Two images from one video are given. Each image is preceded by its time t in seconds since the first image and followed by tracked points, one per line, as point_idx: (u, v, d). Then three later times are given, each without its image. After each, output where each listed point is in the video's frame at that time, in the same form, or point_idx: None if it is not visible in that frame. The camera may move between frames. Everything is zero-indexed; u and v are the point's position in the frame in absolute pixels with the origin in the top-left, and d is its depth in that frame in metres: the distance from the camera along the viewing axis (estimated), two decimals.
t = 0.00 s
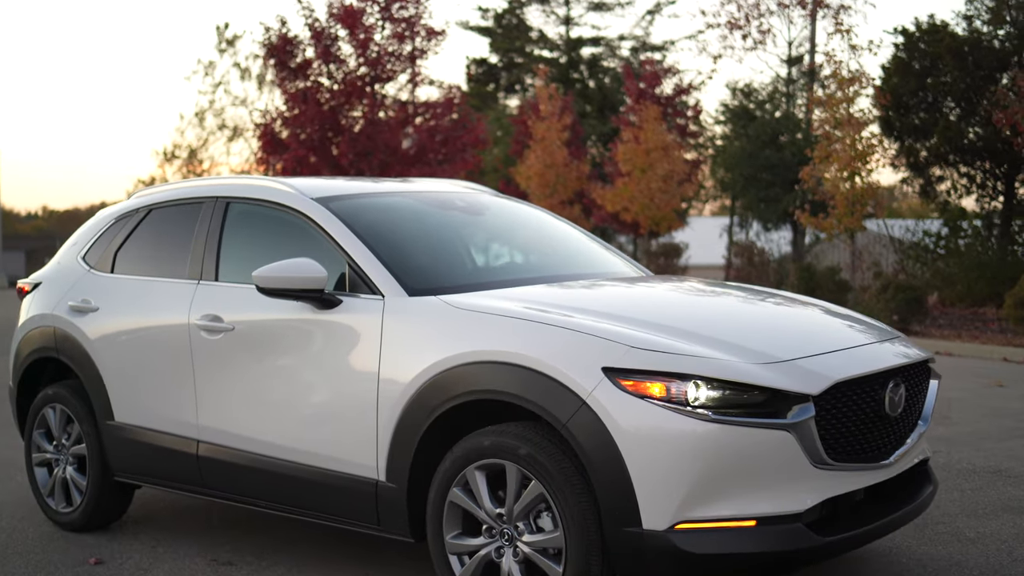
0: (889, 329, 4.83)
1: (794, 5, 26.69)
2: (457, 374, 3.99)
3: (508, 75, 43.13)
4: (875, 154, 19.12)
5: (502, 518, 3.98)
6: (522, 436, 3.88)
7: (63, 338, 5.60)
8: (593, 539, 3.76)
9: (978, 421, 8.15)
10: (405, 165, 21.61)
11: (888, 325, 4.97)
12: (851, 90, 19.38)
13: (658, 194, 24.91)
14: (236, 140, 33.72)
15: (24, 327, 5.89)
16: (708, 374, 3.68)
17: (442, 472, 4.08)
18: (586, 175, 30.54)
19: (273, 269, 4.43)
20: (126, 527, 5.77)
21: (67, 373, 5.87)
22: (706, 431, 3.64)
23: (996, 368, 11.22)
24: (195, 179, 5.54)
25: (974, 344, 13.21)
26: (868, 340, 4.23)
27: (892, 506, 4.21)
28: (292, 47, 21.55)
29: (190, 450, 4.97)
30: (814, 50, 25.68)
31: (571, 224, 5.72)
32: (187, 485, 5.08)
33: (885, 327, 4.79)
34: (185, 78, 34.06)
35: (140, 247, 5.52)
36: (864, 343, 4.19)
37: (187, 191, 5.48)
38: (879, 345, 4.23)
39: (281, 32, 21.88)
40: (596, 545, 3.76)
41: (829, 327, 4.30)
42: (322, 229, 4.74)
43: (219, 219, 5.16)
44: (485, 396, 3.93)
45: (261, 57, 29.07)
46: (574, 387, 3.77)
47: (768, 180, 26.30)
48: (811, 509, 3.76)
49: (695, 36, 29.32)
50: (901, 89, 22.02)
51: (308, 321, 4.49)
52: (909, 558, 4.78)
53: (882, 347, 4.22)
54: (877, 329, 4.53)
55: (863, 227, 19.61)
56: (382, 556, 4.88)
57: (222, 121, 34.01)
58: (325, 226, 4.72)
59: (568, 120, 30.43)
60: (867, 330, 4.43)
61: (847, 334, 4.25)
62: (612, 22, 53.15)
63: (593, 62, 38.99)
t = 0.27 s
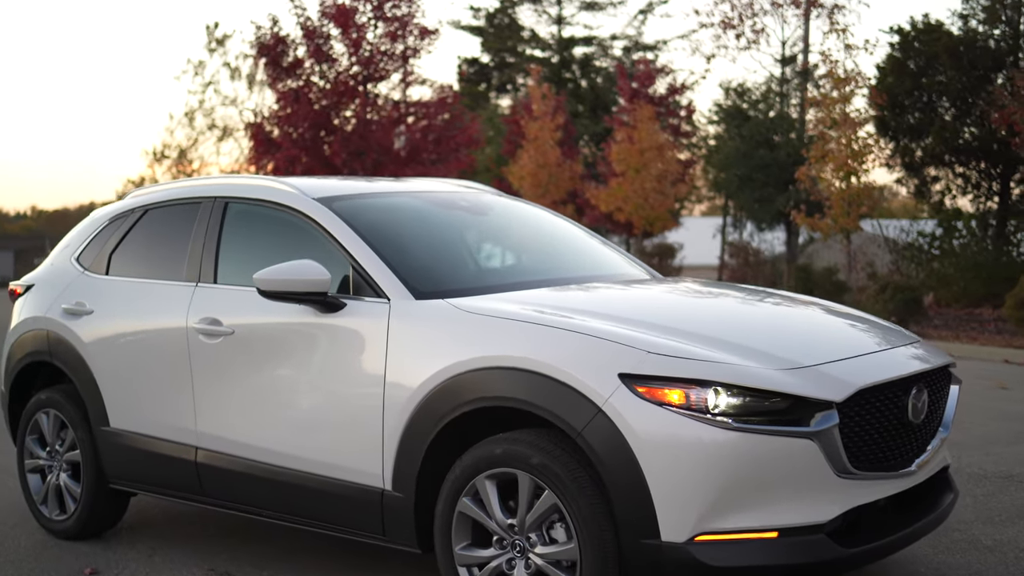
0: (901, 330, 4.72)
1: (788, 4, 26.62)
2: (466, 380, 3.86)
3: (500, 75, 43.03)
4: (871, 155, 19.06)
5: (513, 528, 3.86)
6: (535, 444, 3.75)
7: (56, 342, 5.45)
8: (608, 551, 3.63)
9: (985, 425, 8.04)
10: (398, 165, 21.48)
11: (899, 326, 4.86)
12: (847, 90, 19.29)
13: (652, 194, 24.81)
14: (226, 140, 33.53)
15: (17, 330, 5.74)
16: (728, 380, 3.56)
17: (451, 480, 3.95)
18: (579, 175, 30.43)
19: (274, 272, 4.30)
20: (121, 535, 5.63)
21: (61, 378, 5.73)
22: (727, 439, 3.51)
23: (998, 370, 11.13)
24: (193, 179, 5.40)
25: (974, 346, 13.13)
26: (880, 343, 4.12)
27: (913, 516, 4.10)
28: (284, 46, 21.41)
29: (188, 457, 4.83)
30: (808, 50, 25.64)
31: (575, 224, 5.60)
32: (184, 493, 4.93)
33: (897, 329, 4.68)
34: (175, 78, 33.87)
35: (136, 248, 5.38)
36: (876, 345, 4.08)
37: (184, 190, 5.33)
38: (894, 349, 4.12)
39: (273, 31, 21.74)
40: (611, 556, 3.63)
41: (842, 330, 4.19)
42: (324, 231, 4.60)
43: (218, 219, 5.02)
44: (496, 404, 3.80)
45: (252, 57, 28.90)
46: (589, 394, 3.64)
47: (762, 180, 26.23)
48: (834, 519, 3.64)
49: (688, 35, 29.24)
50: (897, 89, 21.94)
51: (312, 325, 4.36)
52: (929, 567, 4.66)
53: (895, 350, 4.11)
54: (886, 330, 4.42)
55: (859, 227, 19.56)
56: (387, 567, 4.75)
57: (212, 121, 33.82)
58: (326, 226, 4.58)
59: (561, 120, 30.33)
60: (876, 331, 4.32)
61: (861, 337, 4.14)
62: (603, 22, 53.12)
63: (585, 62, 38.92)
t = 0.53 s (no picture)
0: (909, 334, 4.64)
1: (779, 5, 26.58)
2: (475, 391, 3.75)
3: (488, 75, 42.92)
4: (863, 156, 19.01)
5: (524, 543, 3.76)
6: (546, 457, 3.64)
7: (48, 349, 5.32)
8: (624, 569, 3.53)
9: (988, 430, 7.97)
10: (388, 166, 21.34)
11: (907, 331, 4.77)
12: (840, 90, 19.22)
13: (643, 195, 24.72)
14: (213, 140, 33.33)
15: (8, 336, 5.60)
16: (747, 393, 3.46)
17: (460, 494, 3.84)
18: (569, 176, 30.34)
19: (277, 278, 4.18)
20: (114, 547, 5.49)
21: (53, 385, 5.60)
22: (747, 453, 3.41)
23: (996, 374, 11.06)
24: (188, 182, 5.27)
25: (971, 349, 13.06)
26: (881, 347, 4.05)
27: (933, 529, 3.99)
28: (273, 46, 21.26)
29: (185, 469, 4.70)
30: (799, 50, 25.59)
31: (579, 228, 5.49)
32: (181, 505, 4.81)
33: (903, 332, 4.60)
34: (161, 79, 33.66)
35: (130, 253, 5.25)
36: (877, 349, 4.01)
37: (179, 194, 5.20)
38: (900, 353, 4.04)
39: (263, 31, 21.59)
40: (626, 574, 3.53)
41: (845, 336, 4.11)
42: (326, 235, 4.48)
43: (215, 224, 4.89)
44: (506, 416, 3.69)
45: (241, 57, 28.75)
46: (605, 406, 3.53)
47: (753, 181, 26.15)
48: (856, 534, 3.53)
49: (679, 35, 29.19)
50: (889, 91, 21.88)
51: (315, 332, 4.23)
52: None
53: (900, 354, 4.04)
54: (884, 332, 4.35)
55: (852, 229, 19.52)
56: None
57: (199, 122, 33.59)
58: (327, 231, 4.46)
59: (551, 121, 30.23)
60: (876, 334, 4.25)
61: (864, 342, 4.06)
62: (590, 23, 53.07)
63: (574, 62, 38.86)
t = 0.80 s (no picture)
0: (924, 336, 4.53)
1: (775, 5, 26.49)
2: (489, 399, 3.63)
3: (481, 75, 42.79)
4: (861, 156, 18.92)
5: (540, 558, 3.64)
6: (564, 468, 3.52)
7: (44, 354, 5.18)
8: None
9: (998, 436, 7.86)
10: (383, 166, 21.20)
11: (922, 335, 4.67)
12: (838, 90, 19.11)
13: (639, 196, 24.61)
14: (205, 140, 33.14)
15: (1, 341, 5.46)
16: (775, 402, 3.33)
17: (474, 507, 3.71)
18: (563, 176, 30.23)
19: (283, 282, 4.05)
20: (111, 558, 5.35)
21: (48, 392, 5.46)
22: (774, 464, 3.28)
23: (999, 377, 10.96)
24: (188, 183, 5.13)
25: (972, 352, 12.95)
26: (889, 349, 3.95)
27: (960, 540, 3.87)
28: (267, 45, 21.10)
29: (186, 478, 4.56)
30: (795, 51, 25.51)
31: (590, 231, 5.37)
32: (181, 515, 4.67)
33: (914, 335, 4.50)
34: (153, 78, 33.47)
35: (129, 256, 5.11)
36: (882, 351, 3.91)
37: (179, 196, 5.06)
38: (913, 356, 3.94)
39: (256, 30, 21.43)
40: None
41: (856, 339, 4.01)
42: (332, 238, 4.35)
43: (217, 225, 4.76)
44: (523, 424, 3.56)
45: (234, 56, 28.60)
46: (626, 415, 3.40)
47: (749, 181, 26.01)
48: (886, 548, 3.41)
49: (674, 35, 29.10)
50: (887, 91, 21.69)
51: (321, 338, 4.10)
52: None
53: (906, 354, 3.95)
54: (886, 334, 4.27)
55: (849, 230, 19.47)
56: None
57: (191, 122, 33.40)
58: (334, 233, 4.33)
59: (545, 121, 30.13)
60: (880, 337, 4.16)
61: (871, 345, 3.96)
62: (583, 23, 52.97)
63: (568, 63, 38.78)
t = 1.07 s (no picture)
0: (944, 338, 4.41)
1: (777, 4, 26.37)
2: (515, 407, 3.48)
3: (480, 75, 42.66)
4: (864, 156, 18.80)
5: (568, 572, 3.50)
6: (596, 479, 3.37)
7: (46, 359, 5.03)
8: None
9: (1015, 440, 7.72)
10: (383, 166, 21.05)
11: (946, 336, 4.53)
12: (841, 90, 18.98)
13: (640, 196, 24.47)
14: (202, 140, 32.94)
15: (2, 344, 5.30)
16: (814, 411, 3.19)
17: (498, 519, 3.56)
18: (563, 176, 30.10)
19: (298, 284, 3.90)
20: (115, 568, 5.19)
21: (50, 397, 5.31)
22: (815, 475, 3.13)
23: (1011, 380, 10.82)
24: (194, 183, 4.98)
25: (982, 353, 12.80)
26: (904, 349, 3.84)
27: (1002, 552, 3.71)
28: (267, 44, 20.94)
29: (194, 487, 4.41)
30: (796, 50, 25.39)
31: (609, 232, 5.22)
32: (188, 524, 4.52)
33: (933, 336, 4.38)
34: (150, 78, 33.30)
35: (133, 259, 4.96)
36: (898, 352, 3.80)
37: (186, 195, 4.91)
38: (930, 356, 3.82)
39: (256, 28, 21.26)
40: None
41: (871, 339, 3.89)
42: (348, 238, 4.20)
43: (226, 226, 4.61)
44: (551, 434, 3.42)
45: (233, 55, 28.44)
46: (659, 423, 3.26)
47: (750, 181, 25.87)
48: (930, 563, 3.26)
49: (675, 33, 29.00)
50: (890, 89, 21.48)
51: (336, 343, 3.96)
52: None
53: (921, 355, 3.83)
54: (898, 334, 4.16)
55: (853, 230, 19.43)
56: None
57: (189, 121, 33.22)
58: (351, 234, 4.19)
59: (546, 120, 30.00)
60: (891, 337, 4.05)
61: (884, 346, 3.85)
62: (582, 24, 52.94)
63: (568, 62, 38.71)
